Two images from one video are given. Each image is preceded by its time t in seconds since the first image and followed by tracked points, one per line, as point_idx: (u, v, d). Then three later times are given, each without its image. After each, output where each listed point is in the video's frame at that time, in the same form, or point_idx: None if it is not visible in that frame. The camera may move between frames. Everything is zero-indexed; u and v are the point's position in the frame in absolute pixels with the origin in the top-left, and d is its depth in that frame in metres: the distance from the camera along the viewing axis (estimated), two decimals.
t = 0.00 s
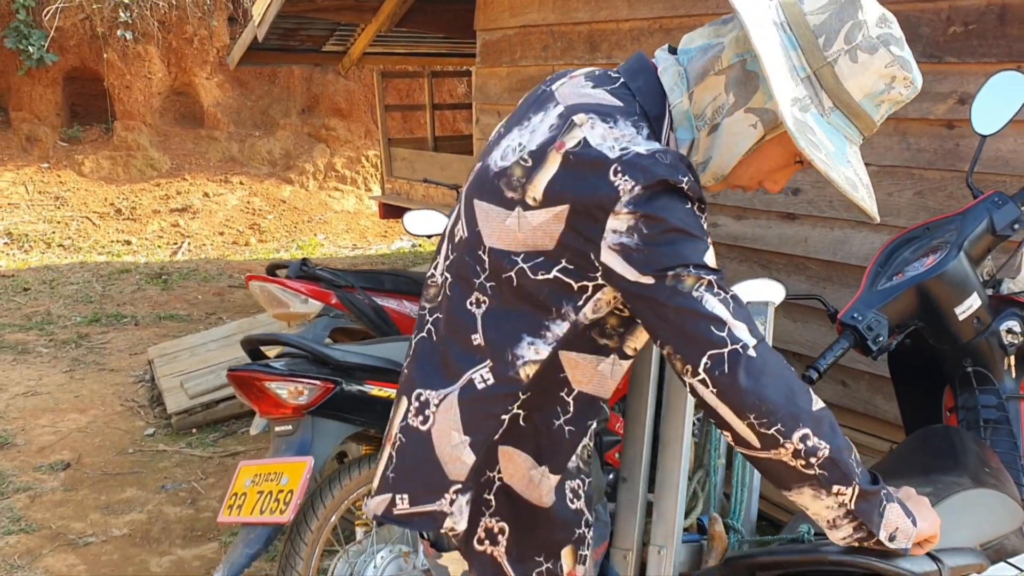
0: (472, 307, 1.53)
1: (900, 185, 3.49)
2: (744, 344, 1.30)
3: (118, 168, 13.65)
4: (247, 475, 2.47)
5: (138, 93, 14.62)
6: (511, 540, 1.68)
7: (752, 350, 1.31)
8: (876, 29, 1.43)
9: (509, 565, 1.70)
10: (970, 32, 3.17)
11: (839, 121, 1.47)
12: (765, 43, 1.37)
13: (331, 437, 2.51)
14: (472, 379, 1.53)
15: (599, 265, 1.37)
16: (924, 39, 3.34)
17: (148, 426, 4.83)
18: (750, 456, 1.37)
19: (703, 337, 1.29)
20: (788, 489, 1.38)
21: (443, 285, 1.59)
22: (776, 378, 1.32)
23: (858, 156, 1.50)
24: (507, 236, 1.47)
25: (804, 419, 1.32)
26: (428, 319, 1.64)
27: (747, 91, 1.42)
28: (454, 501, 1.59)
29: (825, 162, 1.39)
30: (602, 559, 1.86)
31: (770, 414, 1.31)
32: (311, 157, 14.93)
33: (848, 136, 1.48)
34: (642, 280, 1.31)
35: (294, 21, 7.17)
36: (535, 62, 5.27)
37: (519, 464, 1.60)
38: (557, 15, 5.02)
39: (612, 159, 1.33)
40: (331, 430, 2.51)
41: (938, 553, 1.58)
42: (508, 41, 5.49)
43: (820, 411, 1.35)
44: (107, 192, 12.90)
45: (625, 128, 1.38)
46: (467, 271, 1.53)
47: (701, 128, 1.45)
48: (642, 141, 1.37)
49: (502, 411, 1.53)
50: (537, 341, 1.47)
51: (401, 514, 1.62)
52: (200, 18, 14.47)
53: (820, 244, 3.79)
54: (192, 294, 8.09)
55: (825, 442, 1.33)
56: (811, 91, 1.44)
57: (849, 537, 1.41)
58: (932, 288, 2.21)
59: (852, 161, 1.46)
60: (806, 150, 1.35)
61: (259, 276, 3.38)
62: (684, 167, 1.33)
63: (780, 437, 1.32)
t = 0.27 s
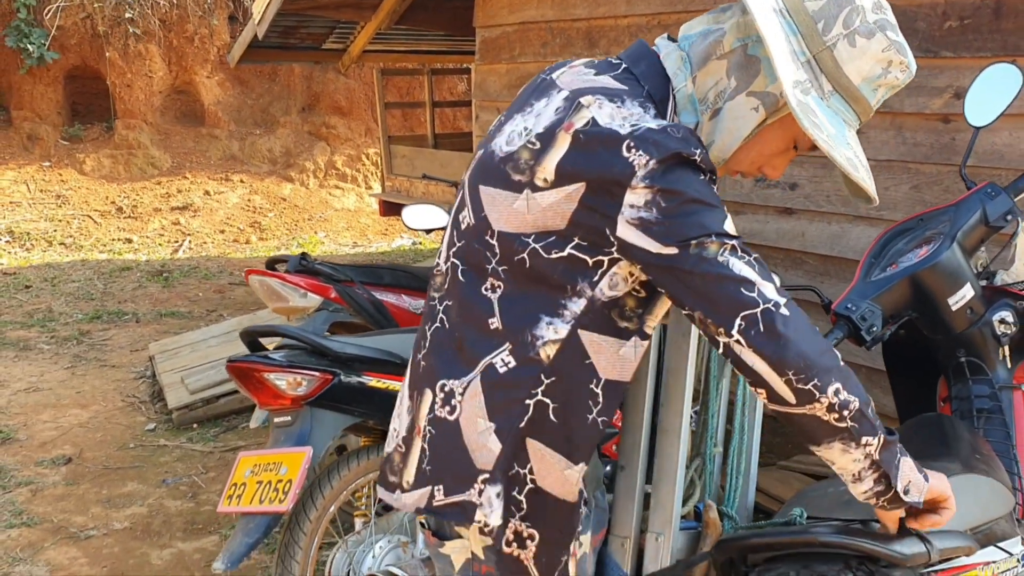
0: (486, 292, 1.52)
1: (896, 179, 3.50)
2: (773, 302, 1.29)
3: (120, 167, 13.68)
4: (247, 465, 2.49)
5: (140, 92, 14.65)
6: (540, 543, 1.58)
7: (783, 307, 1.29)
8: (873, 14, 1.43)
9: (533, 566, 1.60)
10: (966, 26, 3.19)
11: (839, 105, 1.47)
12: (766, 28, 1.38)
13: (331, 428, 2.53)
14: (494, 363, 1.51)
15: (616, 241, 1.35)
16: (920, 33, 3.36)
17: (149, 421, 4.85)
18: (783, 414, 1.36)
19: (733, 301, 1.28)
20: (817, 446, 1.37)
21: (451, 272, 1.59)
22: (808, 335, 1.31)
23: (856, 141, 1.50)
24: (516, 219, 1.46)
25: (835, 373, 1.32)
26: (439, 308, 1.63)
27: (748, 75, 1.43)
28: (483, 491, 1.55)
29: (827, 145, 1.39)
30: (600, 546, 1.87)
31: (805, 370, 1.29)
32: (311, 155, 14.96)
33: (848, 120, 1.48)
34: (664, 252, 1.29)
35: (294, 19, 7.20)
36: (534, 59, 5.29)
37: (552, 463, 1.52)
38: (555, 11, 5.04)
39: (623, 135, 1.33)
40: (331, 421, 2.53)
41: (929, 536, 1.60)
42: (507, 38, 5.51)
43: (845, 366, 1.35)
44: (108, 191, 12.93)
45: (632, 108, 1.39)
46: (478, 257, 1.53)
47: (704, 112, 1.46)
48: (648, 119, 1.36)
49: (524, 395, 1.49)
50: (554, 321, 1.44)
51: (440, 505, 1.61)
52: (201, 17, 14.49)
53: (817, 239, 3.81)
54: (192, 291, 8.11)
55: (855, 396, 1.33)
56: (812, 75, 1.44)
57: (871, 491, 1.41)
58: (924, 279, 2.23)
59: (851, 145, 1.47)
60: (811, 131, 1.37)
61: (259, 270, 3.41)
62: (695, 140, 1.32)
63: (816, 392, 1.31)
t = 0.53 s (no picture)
0: (493, 287, 1.48)
1: (890, 175, 3.53)
2: (788, 293, 1.32)
3: (117, 166, 13.67)
4: (245, 459, 2.51)
5: (136, 91, 14.63)
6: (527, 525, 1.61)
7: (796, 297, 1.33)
8: (874, 17, 1.45)
9: (521, 557, 1.65)
10: (959, 22, 3.21)
11: (840, 106, 1.49)
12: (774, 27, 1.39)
13: (328, 421, 2.55)
14: (500, 357, 1.47)
15: (628, 232, 1.34)
16: (913, 30, 3.38)
17: (147, 418, 4.86)
18: (793, 402, 1.40)
19: (747, 291, 1.30)
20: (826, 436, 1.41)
21: (455, 268, 1.55)
22: (819, 323, 1.34)
23: (854, 141, 1.52)
24: (523, 213, 1.42)
25: (845, 363, 1.36)
26: (443, 305, 1.58)
27: (753, 74, 1.44)
28: (494, 486, 1.54)
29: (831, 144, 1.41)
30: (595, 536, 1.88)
31: (816, 358, 1.33)
32: (308, 153, 14.96)
33: (847, 121, 1.50)
34: (678, 241, 1.30)
35: (291, 17, 7.20)
36: (530, 56, 5.31)
37: (543, 444, 1.53)
38: (551, 9, 5.05)
39: (638, 127, 1.32)
40: (328, 415, 2.55)
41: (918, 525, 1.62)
42: (503, 35, 5.52)
43: (855, 355, 1.39)
44: (106, 190, 12.93)
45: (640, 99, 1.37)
46: (484, 252, 1.49)
47: (708, 109, 1.47)
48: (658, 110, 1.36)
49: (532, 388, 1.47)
50: (563, 313, 1.43)
51: (446, 502, 1.59)
52: (197, 16, 14.48)
53: (812, 234, 3.83)
54: (190, 289, 8.12)
55: (863, 384, 1.37)
56: (814, 75, 1.46)
57: (876, 480, 1.46)
58: (916, 271, 2.24)
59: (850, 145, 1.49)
60: (816, 129, 1.40)
61: (256, 266, 3.42)
62: (707, 132, 1.34)
63: (826, 380, 1.35)
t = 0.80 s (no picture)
0: (495, 288, 1.48)
1: (884, 172, 3.55)
2: (766, 320, 1.29)
3: (113, 166, 13.66)
4: (246, 456, 2.52)
5: (132, 90, 14.63)
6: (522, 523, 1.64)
7: (777, 325, 1.30)
8: (892, 35, 1.47)
9: (518, 559, 1.68)
10: (952, 20, 3.23)
11: (856, 120, 1.49)
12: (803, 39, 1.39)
13: (328, 419, 2.55)
14: (495, 360, 1.48)
15: (628, 244, 1.33)
16: (907, 28, 3.40)
17: (146, 417, 4.87)
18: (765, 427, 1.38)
19: (726, 313, 1.29)
20: (801, 460, 1.40)
21: (457, 265, 1.55)
22: (797, 352, 1.31)
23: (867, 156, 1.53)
24: (529, 215, 1.41)
25: (821, 395, 1.32)
26: (444, 301, 1.58)
27: (774, 86, 1.43)
28: (487, 487, 1.56)
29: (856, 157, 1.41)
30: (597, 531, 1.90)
31: (788, 390, 1.31)
32: (304, 152, 14.95)
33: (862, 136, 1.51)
34: (669, 255, 1.29)
35: (286, 17, 7.21)
36: (525, 55, 5.32)
37: (543, 451, 1.55)
38: (546, 7, 5.07)
39: (647, 139, 1.32)
40: (328, 413, 2.55)
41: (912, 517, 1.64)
42: (499, 34, 5.54)
43: (836, 385, 1.35)
44: (102, 190, 12.92)
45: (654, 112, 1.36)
46: (489, 251, 1.48)
47: (724, 121, 1.43)
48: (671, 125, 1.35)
49: (527, 394, 1.48)
50: (560, 321, 1.42)
51: (444, 498, 1.61)
52: (193, 16, 14.49)
53: (807, 231, 3.85)
54: (187, 289, 8.13)
55: (841, 415, 1.34)
56: (835, 89, 1.46)
57: (851, 503, 1.45)
58: (912, 268, 2.27)
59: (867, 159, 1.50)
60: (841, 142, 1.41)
61: (255, 265, 3.41)
62: (716, 149, 1.33)
63: (797, 411, 1.32)
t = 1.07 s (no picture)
0: (487, 279, 1.49)
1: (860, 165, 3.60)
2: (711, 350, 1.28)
3: (89, 161, 13.51)
4: (233, 450, 2.53)
5: (107, 86, 14.47)
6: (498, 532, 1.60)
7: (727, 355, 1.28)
8: (895, 56, 1.53)
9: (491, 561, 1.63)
10: (926, 15, 3.29)
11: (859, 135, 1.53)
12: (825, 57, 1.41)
13: (314, 413, 2.57)
14: (481, 353, 1.50)
15: (614, 251, 1.34)
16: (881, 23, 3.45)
17: (127, 413, 4.85)
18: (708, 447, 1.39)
19: (676, 337, 1.28)
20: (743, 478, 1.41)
21: (457, 254, 1.55)
22: (741, 383, 1.29)
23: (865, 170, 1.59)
24: (531, 210, 1.43)
25: (759, 426, 1.31)
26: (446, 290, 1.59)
27: (788, 99, 1.44)
28: (448, 475, 1.58)
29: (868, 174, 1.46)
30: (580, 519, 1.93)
31: (724, 419, 1.30)
32: (281, 147, 14.86)
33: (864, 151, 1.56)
34: (644, 271, 1.29)
35: (264, 11, 7.18)
36: (504, 50, 5.34)
37: (519, 458, 1.54)
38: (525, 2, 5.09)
39: (647, 153, 1.31)
40: (315, 407, 2.57)
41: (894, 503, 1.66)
42: (477, 29, 5.55)
43: (782, 417, 1.33)
44: (77, 186, 12.77)
45: (666, 120, 1.35)
46: (487, 241, 1.49)
47: (735, 130, 1.43)
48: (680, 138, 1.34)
49: (504, 391, 1.49)
50: (545, 323, 1.43)
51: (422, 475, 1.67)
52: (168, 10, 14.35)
53: (784, 224, 3.90)
54: (165, 285, 8.07)
55: (779, 447, 1.33)
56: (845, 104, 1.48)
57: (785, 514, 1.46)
58: (889, 258, 2.31)
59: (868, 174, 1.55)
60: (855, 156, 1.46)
61: (237, 260, 3.42)
62: (715, 173, 1.31)
63: (732, 438, 1.32)
